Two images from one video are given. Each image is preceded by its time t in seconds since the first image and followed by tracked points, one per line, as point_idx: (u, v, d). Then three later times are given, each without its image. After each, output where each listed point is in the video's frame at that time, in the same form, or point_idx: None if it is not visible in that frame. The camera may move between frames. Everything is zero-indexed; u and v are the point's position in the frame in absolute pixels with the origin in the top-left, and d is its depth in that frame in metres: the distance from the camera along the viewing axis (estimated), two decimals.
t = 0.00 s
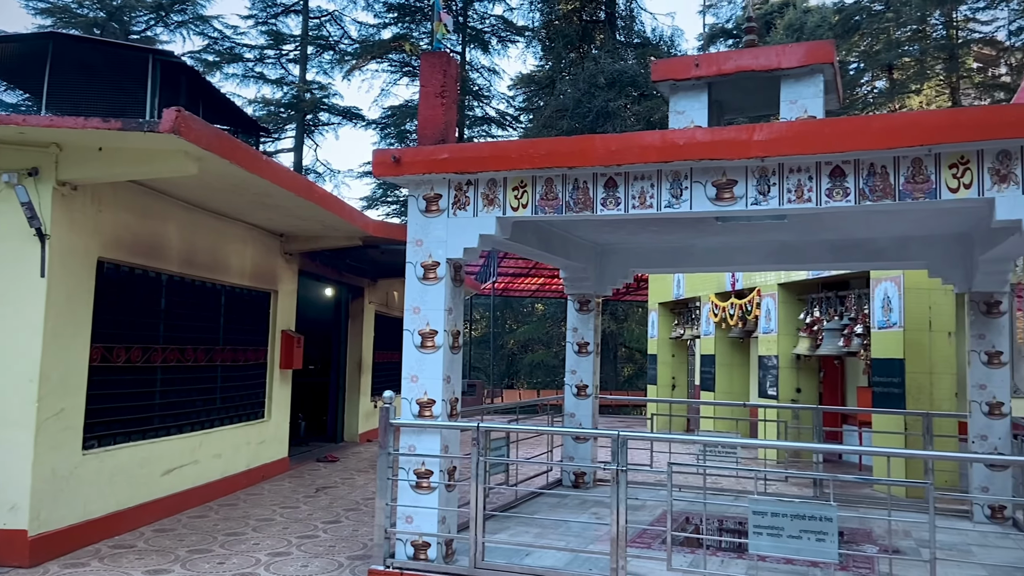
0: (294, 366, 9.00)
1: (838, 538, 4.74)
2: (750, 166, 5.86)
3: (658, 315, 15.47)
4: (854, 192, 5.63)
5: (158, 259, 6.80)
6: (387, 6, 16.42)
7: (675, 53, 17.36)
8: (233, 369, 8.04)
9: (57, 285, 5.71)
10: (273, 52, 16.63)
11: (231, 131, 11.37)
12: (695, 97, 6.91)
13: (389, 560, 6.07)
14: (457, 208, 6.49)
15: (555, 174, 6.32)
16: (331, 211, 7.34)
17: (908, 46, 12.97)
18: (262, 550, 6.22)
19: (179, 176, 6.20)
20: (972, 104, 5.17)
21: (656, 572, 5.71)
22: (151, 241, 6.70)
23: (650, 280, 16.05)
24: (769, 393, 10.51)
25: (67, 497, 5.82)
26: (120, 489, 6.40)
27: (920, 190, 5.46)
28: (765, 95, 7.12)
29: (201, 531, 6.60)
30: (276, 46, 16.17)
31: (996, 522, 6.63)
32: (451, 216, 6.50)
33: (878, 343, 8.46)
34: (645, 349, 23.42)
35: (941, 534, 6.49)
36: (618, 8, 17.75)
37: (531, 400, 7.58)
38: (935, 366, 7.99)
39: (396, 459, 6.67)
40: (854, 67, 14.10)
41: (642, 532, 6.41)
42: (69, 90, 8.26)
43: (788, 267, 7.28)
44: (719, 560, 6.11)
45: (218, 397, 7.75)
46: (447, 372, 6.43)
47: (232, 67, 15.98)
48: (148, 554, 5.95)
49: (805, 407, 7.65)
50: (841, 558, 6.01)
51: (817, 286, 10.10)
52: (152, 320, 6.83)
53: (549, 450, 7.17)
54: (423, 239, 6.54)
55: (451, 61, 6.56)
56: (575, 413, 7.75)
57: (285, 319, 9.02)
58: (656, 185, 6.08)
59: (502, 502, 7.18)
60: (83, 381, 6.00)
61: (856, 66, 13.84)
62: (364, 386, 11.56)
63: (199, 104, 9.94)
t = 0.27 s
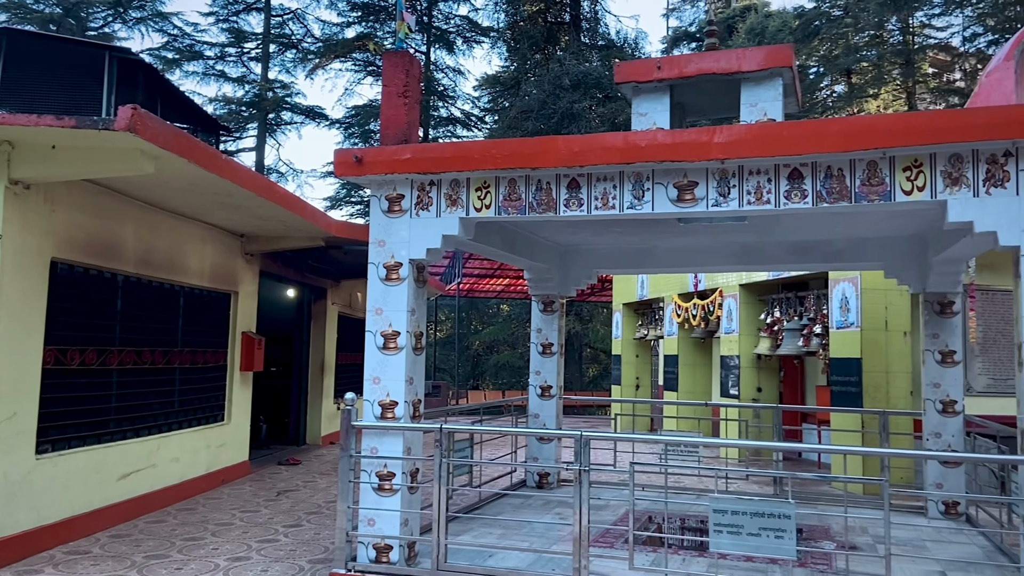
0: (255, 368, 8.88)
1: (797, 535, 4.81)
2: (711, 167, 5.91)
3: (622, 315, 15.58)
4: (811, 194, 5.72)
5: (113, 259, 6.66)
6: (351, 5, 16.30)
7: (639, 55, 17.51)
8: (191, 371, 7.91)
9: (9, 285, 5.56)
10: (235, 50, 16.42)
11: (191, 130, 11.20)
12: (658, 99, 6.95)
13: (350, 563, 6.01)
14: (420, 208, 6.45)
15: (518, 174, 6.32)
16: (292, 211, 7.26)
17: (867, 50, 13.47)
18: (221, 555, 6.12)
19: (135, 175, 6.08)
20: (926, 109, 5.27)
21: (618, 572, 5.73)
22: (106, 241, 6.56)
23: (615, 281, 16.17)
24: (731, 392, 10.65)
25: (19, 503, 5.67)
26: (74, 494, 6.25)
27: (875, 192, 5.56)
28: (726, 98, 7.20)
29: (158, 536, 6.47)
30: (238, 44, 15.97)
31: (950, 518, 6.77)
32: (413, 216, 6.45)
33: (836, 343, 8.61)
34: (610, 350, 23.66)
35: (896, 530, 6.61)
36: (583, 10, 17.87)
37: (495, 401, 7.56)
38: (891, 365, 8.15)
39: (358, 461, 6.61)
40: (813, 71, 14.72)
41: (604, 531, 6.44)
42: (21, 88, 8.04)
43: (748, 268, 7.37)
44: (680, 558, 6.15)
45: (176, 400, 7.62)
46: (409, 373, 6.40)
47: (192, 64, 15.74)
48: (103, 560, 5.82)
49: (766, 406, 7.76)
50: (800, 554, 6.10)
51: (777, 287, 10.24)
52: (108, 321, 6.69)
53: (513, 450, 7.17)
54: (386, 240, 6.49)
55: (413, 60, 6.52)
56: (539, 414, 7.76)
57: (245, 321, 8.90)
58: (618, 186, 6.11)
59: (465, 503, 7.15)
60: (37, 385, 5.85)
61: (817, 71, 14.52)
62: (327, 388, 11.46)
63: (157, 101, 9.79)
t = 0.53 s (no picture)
0: (216, 371, 8.76)
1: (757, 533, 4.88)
2: (673, 170, 5.96)
3: (587, 316, 15.67)
4: (771, 197, 5.79)
5: (69, 260, 6.52)
6: (315, 4, 16.20)
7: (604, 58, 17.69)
8: (150, 374, 7.77)
9: None
10: (196, 48, 16.20)
11: (151, 129, 11.03)
12: (621, 102, 7.00)
13: (312, 568, 5.95)
14: (383, 209, 6.40)
15: (482, 176, 6.31)
16: (253, 211, 7.17)
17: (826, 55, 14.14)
18: (181, 560, 6.02)
19: (91, 175, 5.96)
20: (881, 113, 5.36)
21: (582, 572, 5.75)
22: (62, 242, 6.41)
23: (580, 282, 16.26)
24: (694, 392, 10.75)
25: None
26: (28, 501, 6.09)
27: (833, 195, 5.65)
28: (689, 101, 7.26)
29: (116, 542, 6.35)
30: (199, 42, 15.76)
31: (906, 514, 6.90)
32: (376, 217, 6.40)
33: (796, 343, 8.75)
34: (575, 350, 23.89)
35: (854, 527, 6.72)
36: (548, 13, 18.02)
37: (460, 403, 7.54)
38: (850, 364, 8.30)
39: (321, 464, 6.55)
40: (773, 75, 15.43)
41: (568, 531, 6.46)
42: None
43: (710, 269, 7.45)
44: (643, 558, 6.19)
45: (134, 404, 7.48)
46: (372, 375, 6.35)
47: (152, 62, 15.49)
48: (59, 568, 5.69)
49: (728, 405, 7.85)
50: (760, 552, 6.17)
51: (739, 288, 10.38)
52: (64, 324, 6.54)
53: (478, 452, 7.16)
54: (348, 241, 6.44)
55: (376, 60, 6.47)
56: (504, 415, 7.76)
57: (206, 323, 8.77)
58: (582, 187, 6.13)
59: (430, 506, 7.12)
60: None
61: (777, 76, 15.22)
62: (290, 391, 11.35)
63: (115, 100, 9.64)
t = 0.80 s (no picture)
0: (176, 374, 8.62)
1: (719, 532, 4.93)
2: (637, 172, 6.00)
3: (553, 318, 15.71)
4: (732, 199, 5.86)
5: (24, 262, 6.34)
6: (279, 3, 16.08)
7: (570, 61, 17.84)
8: (108, 378, 7.62)
9: None
10: (157, 46, 15.97)
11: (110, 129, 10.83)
12: (586, 104, 7.03)
13: (274, 573, 5.87)
14: (347, 210, 6.34)
15: (447, 177, 6.29)
16: (215, 212, 7.08)
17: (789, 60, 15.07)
18: (140, 567, 5.89)
19: (46, 174, 5.81)
20: (840, 118, 5.44)
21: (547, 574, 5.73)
22: (16, 243, 6.24)
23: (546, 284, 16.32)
24: (660, 393, 10.83)
25: None
26: None
27: (793, 198, 5.72)
28: (653, 104, 7.32)
29: (71, 550, 6.20)
30: (161, 41, 15.54)
31: (866, 512, 7.02)
32: (340, 219, 6.34)
33: (759, 344, 8.88)
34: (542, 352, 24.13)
35: (815, 525, 6.82)
36: (515, 15, 18.03)
37: (426, 405, 7.51)
38: (811, 365, 8.43)
39: (283, 468, 6.47)
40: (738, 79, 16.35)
41: (532, 532, 6.46)
42: None
43: (674, 270, 7.52)
44: (608, 558, 6.21)
45: (92, 408, 7.33)
46: (336, 378, 6.30)
47: (112, 61, 15.24)
48: None
49: (692, 406, 7.92)
50: (723, 551, 6.23)
51: (703, 290, 10.49)
52: (19, 326, 6.38)
53: (443, 454, 7.12)
54: (311, 242, 6.37)
55: (340, 60, 6.42)
56: (469, 418, 7.73)
57: (166, 325, 8.63)
58: (547, 189, 6.15)
59: (395, 509, 7.07)
60: None
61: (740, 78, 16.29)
62: (253, 395, 11.23)
63: (73, 98, 9.46)
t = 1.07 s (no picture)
0: (136, 378, 8.47)
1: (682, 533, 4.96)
2: (602, 175, 6.03)
3: (520, 321, 15.73)
4: (695, 203, 5.91)
5: None
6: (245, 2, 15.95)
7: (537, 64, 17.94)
8: (65, 382, 7.46)
9: None
10: (119, 45, 15.70)
11: (69, 129, 10.64)
12: (552, 108, 7.06)
13: None
14: (310, 212, 6.28)
15: (412, 179, 6.25)
16: (176, 213, 6.98)
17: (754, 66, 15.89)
18: (97, 574, 5.76)
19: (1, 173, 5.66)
20: (801, 122, 5.52)
21: None
22: None
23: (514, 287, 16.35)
24: (626, 395, 10.89)
25: None
26: None
27: (754, 202, 5.79)
28: (618, 108, 7.36)
29: (26, 557, 6.06)
30: (122, 39, 15.28)
31: (826, 511, 7.12)
32: (303, 220, 6.28)
33: (723, 346, 8.98)
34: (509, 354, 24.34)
35: (776, 525, 6.90)
36: (483, 18, 18.07)
37: (391, 408, 7.46)
38: (773, 366, 8.52)
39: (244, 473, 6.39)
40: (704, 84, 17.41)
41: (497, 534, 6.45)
42: None
43: (639, 272, 7.58)
44: (572, 561, 6.24)
45: (48, 413, 7.18)
46: (299, 382, 6.24)
47: (72, 59, 14.96)
48: None
49: (657, 408, 7.98)
50: (686, 552, 6.26)
51: (668, 292, 10.58)
52: None
53: (407, 458, 7.07)
54: (274, 244, 6.30)
55: (303, 60, 6.37)
56: (435, 421, 7.70)
57: (125, 328, 8.49)
58: (512, 192, 6.15)
59: (359, 513, 7.02)
60: None
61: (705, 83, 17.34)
62: (216, 398, 11.16)
63: (30, 96, 9.26)
